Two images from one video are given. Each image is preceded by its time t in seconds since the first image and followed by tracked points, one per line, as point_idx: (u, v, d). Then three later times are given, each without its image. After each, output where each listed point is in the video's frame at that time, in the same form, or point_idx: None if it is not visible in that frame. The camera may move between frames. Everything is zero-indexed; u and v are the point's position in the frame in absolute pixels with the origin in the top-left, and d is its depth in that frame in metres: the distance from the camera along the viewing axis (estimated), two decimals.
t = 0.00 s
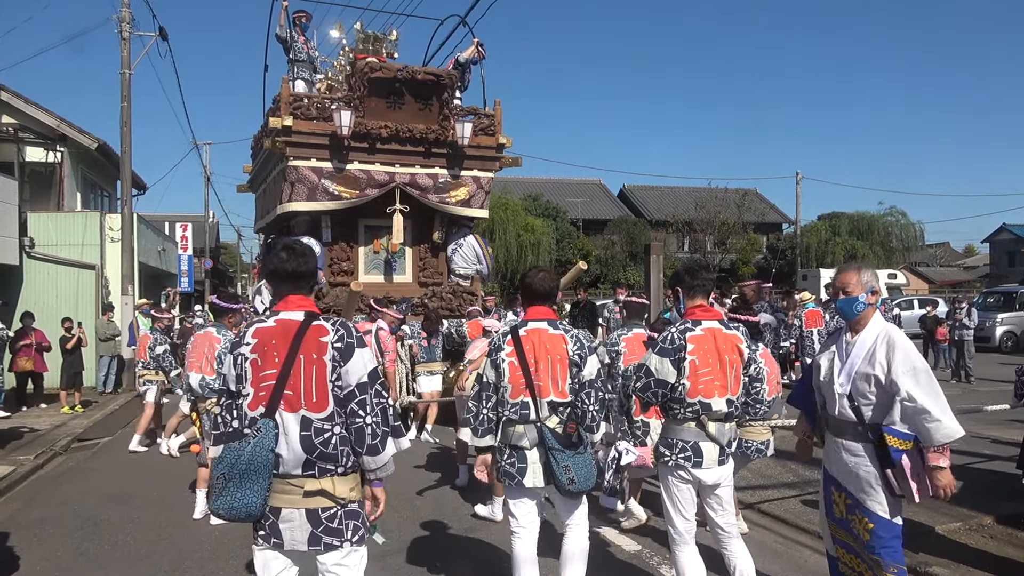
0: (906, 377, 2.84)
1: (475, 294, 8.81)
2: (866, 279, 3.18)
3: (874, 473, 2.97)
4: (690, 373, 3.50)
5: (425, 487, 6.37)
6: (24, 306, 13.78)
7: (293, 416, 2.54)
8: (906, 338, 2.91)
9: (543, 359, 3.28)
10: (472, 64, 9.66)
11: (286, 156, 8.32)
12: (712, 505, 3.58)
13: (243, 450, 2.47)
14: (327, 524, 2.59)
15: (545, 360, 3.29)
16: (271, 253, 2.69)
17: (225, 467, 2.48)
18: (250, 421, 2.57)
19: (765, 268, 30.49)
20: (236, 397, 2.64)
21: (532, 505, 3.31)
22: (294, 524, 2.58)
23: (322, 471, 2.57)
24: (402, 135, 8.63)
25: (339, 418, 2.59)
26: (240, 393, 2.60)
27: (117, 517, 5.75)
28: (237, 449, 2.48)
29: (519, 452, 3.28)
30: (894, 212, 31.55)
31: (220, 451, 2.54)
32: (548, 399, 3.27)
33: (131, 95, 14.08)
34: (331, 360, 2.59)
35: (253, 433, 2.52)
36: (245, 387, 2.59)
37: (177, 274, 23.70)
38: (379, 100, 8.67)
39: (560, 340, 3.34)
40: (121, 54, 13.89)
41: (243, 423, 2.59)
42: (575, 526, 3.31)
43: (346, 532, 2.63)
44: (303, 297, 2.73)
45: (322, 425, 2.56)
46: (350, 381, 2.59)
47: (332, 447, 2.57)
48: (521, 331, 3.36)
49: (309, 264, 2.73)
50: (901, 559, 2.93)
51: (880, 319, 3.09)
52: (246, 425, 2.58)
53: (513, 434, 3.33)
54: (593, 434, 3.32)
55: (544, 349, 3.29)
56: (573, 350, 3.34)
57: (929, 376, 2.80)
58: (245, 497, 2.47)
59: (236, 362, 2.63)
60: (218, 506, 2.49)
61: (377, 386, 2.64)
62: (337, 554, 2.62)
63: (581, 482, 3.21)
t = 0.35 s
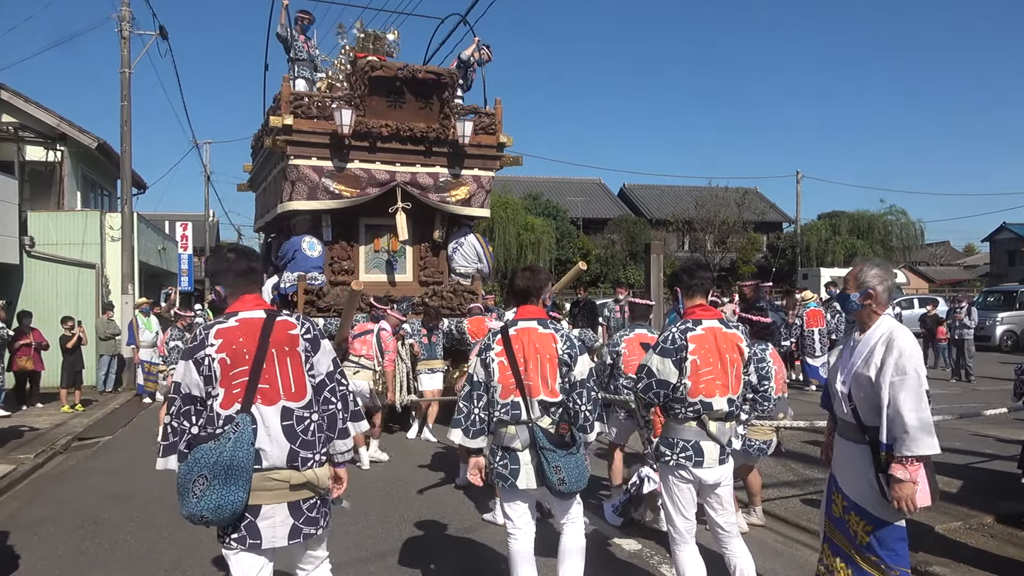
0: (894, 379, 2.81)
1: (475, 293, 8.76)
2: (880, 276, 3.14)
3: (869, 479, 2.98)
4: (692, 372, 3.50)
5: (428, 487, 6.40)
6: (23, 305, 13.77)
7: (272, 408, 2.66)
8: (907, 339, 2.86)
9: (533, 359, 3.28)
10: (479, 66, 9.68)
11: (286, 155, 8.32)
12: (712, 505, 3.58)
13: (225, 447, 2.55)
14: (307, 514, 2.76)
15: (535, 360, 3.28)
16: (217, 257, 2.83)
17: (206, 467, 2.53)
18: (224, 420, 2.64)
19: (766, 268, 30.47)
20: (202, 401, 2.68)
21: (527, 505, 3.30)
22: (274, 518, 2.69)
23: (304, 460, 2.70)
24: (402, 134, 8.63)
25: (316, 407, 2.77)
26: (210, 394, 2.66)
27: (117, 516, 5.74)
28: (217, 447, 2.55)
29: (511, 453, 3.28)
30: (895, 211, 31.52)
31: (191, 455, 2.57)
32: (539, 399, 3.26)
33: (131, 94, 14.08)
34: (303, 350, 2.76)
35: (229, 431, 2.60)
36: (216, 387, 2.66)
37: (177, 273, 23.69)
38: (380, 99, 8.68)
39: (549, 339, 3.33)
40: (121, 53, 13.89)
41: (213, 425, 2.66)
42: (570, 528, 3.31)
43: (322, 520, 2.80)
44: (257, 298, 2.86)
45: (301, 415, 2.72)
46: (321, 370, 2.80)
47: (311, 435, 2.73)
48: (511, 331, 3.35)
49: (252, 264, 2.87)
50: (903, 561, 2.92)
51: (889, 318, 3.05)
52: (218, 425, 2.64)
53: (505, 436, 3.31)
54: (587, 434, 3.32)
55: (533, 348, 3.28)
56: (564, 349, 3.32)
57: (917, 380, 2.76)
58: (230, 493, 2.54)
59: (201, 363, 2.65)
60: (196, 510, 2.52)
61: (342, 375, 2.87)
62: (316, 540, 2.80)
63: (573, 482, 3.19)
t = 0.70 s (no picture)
0: (858, 369, 3.00)
1: (476, 293, 8.74)
2: (874, 272, 3.22)
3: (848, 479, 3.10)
4: (693, 373, 3.49)
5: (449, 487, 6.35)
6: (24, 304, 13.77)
7: (250, 409, 2.78)
8: (883, 335, 3.00)
9: (535, 364, 3.25)
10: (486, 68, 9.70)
11: (287, 154, 8.33)
12: (713, 505, 3.57)
13: (213, 447, 2.64)
14: (282, 508, 2.88)
15: (537, 364, 3.25)
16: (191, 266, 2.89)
17: (195, 466, 2.61)
18: (205, 421, 2.72)
19: (767, 267, 30.44)
20: (180, 401, 2.73)
21: (527, 513, 3.28)
22: (252, 514, 2.79)
23: (279, 458, 2.84)
24: (403, 133, 8.62)
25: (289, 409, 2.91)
26: (189, 395, 2.73)
27: (118, 515, 5.74)
28: (205, 447, 2.64)
29: (514, 456, 3.29)
30: (896, 211, 31.49)
31: (177, 456, 2.64)
32: (541, 405, 3.24)
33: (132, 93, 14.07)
34: (277, 356, 2.88)
35: (215, 432, 2.69)
36: (195, 390, 2.73)
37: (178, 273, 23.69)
38: (381, 99, 8.67)
39: (553, 343, 3.28)
40: (122, 52, 13.89)
41: (193, 425, 2.73)
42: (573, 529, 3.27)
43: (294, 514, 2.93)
44: (229, 304, 2.94)
45: (277, 416, 2.85)
46: (293, 375, 2.93)
47: (285, 434, 2.87)
48: (515, 334, 3.34)
49: (219, 273, 2.89)
50: (893, 561, 2.99)
51: (882, 315, 3.15)
52: (200, 425, 2.72)
53: (510, 438, 3.33)
54: (594, 439, 3.29)
55: (536, 352, 3.26)
56: (567, 355, 3.26)
57: (874, 374, 2.92)
58: (220, 491, 2.63)
59: (182, 367, 2.72)
60: (187, 507, 2.59)
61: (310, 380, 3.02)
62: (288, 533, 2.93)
63: (573, 489, 3.19)
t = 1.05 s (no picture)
0: (850, 365, 3.05)
1: (485, 293, 8.75)
2: (866, 273, 3.27)
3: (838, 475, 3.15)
4: (705, 374, 3.49)
5: (463, 488, 6.27)
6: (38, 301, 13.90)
7: (226, 405, 3.03)
8: (873, 330, 3.04)
9: (552, 363, 3.27)
10: (497, 67, 9.69)
11: (298, 154, 8.36)
12: (722, 507, 3.56)
13: (196, 443, 2.91)
14: (256, 494, 3.15)
15: (554, 364, 3.27)
16: (158, 267, 3.05)
17: (182, 461, 2.88)
18: (185, 418, 2.94)
19: (777, 268, 30.33)
20: (158, 400, 2.91)
21: (546, 513, 3.33)
22: (231, 502, 3.04)
23: (253, 448, 3.13)
24: (413, 133, 8.64)
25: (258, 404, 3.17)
26: (169, 394, 2.92)
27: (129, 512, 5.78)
28: (190, 443, 2.91)
29: (538, 460, 3.34)
30: (908, 212, 31.29)
31: (163, 453, 2.88)
32: (557, 405, 3.25)
33: (143, 92, 14.16)
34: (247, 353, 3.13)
35: (197, 428, 2.94)
36: (174, 387, 2.93)
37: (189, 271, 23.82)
38: (391, 98, 8.69)
39: (570, 342, 3.26)
40: (134, 51, 13.98)
41: (171, 422, 2.93)
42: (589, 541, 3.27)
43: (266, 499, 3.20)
44: (197, 307, 3.13)
45: (250, 410, 3.11)
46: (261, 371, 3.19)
47: (257, 427, 3.15)
48: (536, 332, 3.36)
49: (188, 274, 3.10)
50: (860, 556, 3.04)
51: (874, 310, 3.20)
52: (179, 422, 2.93)
53: (534, 441, 3.38)
54: (618, 447, 3.19)
55: (553, 351, 3.27)
56: (583, 355, 3.24)
57: (865, 369, 2.97)
58: (205, 482, 2.90)
59: (161, 367, 2.90)
60: (174, 500, 2.85)
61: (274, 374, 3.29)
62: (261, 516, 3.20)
63: (588, 494, 3.16)
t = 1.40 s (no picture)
0: (845, 368, 3.09)
1: (494, 294, 8.75)
2: (874, 272, 3.24)
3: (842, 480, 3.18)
4: (713, 376, 3.45)
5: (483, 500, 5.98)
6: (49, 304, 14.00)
7: (162, 409, 3.08)
8: (870, 332, 3.04)
9: (568, 365, 3.26)
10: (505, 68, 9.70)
11: (307, 156, 8.38)
12: (728, 510, 3.55)
13: (131, 449, 2.92)
14: (195, 495, 3.22)
15: (569, 366, 3.26)
16: (86, 276, 3.07)
17: (116, 467, 2.87)
18: (121, 424, 2.98)
19: (786, 268, 30.22)
20: (94, 408, 2.95)
21: (559, 518, 3.33)
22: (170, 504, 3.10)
23: (192, 450, 3.19)
24: (421, 135, 8.65)
25: (197, 406, 3.23)
26: (104, 401, 2.97)
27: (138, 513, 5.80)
28: (124, 448, 2.91)
29: (551, 465, 3.32)
30: (918, 211, 31.10)
31: (95, 459, 2.87)
32: (574, 409, 3.24)
33: (153, 96, 14.24)
34: (183, 356, 3.18)
35: (131, 433, 2.96)
36: (108, 394, 2.97)
37: (199, 273, 23.94)
38: (399, 100, 8.71)
39: (587, 344, 3.25)
40: (144, 55, 14.07)
41: (107, 429, 2.97)
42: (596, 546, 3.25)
43: (207, 499, 3.27)
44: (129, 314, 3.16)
45: (187, 413, 3.17)
46: (196, 374, 3.24)
47: (197, 429, 3.22)
48: (551, 333, 3.36)
49: (119, 280, 3.12)
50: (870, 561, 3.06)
51: (881, 310, 3.17)
52: (115, 429, 2.98)
53: (546, 445, 3.35)
54: (633, 453, 3.14)
55: (568, 353, 3.26)
56: (600, 358, 3.22)
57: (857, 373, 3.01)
58: (141, 486, 2.92)
59: (93, 374, 2.93)
60: (108, 506, 2.85)
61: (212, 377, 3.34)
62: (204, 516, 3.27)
63: (607, 500, 3.13)
